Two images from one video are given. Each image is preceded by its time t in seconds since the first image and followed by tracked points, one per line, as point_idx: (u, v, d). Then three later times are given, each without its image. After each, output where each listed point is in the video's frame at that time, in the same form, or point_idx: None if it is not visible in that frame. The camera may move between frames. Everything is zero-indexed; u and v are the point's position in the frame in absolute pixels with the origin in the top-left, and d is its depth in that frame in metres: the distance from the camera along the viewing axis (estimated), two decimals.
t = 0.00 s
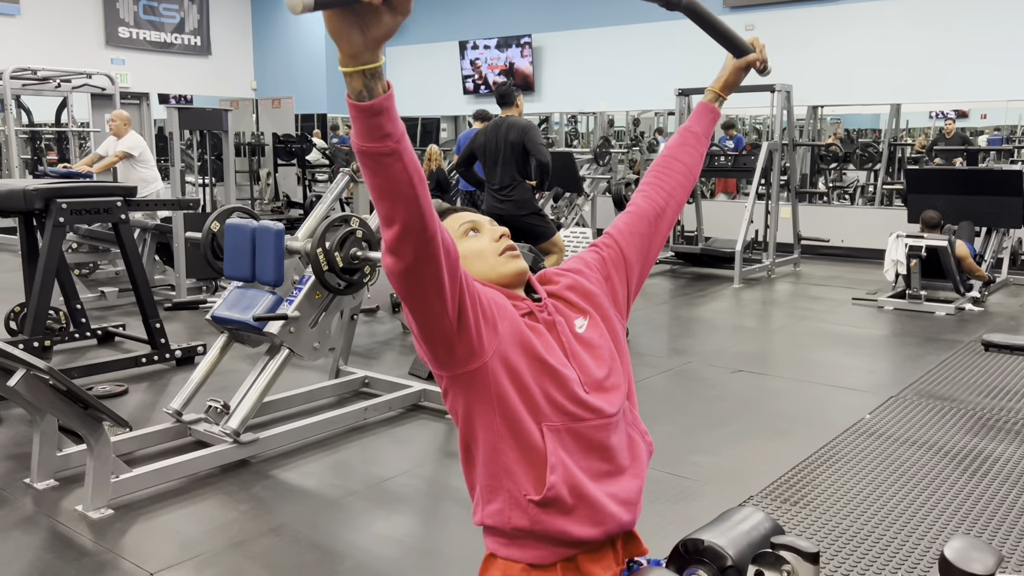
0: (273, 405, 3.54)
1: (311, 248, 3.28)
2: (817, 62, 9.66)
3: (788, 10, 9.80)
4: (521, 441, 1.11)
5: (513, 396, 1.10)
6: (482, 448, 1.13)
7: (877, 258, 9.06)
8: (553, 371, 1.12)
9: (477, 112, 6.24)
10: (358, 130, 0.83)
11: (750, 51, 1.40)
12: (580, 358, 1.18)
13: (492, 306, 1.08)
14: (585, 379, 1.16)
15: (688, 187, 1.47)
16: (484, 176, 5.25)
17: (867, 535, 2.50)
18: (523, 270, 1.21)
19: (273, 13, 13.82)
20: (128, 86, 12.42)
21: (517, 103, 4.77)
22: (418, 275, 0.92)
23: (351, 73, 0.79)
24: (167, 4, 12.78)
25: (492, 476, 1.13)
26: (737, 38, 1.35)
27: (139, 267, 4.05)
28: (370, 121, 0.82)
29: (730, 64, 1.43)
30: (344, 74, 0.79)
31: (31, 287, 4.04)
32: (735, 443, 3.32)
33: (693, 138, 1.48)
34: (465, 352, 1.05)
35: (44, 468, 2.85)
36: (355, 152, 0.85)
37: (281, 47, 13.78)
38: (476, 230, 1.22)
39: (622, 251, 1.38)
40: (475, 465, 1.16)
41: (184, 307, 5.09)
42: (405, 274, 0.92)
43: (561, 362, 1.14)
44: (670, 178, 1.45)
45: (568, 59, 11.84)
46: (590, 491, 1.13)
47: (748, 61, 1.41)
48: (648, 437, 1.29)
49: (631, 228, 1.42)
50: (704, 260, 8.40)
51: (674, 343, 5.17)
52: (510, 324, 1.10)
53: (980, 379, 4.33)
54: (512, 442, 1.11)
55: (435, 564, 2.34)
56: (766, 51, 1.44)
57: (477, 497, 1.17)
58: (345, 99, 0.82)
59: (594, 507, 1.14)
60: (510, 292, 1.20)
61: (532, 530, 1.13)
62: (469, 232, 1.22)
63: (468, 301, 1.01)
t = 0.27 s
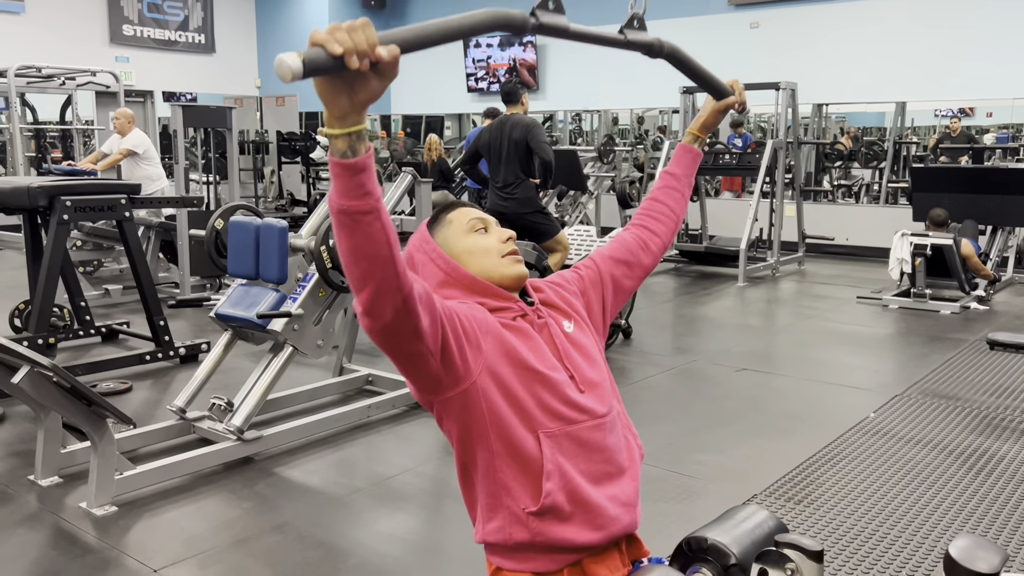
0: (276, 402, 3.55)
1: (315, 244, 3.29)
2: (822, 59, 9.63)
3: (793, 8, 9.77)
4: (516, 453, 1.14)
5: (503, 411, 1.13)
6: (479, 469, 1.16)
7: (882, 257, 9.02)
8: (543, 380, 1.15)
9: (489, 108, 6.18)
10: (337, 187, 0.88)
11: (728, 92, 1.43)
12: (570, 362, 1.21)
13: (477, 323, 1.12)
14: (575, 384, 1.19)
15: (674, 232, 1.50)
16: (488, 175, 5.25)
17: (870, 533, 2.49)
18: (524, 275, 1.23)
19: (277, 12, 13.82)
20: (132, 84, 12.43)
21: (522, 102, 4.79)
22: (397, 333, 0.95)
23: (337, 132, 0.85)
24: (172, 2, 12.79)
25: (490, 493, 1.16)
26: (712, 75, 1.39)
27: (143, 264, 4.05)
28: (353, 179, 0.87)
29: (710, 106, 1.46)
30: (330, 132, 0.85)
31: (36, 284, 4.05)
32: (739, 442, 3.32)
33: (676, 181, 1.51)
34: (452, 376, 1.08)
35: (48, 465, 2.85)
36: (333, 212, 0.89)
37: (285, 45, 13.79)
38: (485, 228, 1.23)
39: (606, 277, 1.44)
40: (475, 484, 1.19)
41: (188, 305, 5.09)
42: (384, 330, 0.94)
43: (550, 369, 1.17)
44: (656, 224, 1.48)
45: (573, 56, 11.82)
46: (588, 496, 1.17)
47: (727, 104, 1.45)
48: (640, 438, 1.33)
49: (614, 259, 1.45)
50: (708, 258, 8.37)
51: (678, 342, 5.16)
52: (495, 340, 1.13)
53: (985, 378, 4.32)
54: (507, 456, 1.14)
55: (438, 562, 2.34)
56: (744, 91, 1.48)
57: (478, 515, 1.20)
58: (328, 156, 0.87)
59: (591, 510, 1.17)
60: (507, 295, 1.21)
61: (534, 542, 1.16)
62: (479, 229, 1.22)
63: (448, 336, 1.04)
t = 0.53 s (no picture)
0: (279, 400, 3.55)
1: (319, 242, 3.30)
2: (826, 58, 9.62)
3: (796, 6, 9.76)
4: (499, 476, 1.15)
5: (480, 446, 1.16)
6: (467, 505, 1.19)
7: (887, 255, 8.99)
8: (518, 397, 1.18)
9: (494, 107, 6.18)
10: (307, 348, 0.95)
11: (704, 192, 1.43)
12: (542, 375, 1.24)
13: (442, 363, 1.16)
14: (550, 395, 1.22)
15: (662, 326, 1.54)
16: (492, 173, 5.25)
17: (873, 532, 2.48)
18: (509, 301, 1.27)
19: (280, 10, 13.83)
20: (136, 82, 12.46)
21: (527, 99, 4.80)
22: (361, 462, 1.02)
23: (314, 298, 0.92)
24: None
25: (480, 523, 1.17)
26: (689, 182, 1.39)
27: (147, 262, 4.06)
28: (323, 340, 0.94)
29: (687, 205, 1.48)
30: (307, 297, 0.92)
31: (40, 282, 4.06)
32: (743, 440, 3.31)
33: (659, 279, 1.54)
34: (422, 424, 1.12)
35: (53, 462, 2.86)
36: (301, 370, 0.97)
37: (288, 43, 13.79)
38: (488, 243, 1.24)
39: (591, 327, 1.47)
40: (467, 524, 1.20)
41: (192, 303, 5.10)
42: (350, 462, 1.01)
43: (523, 384, 1.20)
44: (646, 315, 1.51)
45: (576, 55, 11.81)
46: (577, 503, 1.18)
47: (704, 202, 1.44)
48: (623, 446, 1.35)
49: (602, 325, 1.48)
50: (712, 257, 8.35)
51: (682, 340, 5.15)
52: (462, 373, 1.17)
53: (990, 377, 4.30)
54: (491, 480, 1.15)
55: (442, 559, 2.34)
56: (723, 190, 1.47)
57: (473, 546, 1.20)
58: (301, 318, 0.94)
59: (579, 516, 1.17)
60: (486, 314, 1.24)
61: (529, 561, 1.16)
62: (483, 243, 1.23)
63: (406, 405, 1.09)
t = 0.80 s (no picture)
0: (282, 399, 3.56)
1: (322, 241, 3.30)
2: (829, 57, 9.61)
3: (799, 4, 9.75)
4: (489, 492, 1.15)
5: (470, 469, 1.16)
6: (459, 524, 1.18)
7: (889, 254, 8.98)
8: (503, 412, 1.18)
9: (493, 105, 6.16)
10: (303, 498, 0.94)
11: (667, 307, 1.51)
12: (530, 388, 1.24)
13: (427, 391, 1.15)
14: (538, 407, 1.22)
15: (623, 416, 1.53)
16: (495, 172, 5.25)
17: (875, 532, 2.48)
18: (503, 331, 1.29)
19: (283, 9, 13.85)
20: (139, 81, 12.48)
21: (530, 98, 4.81)
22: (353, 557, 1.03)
23: (305, 462, 0.91)
24: None
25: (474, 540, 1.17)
26: (653, 298, 1.47)
27: (150, 261, 4.06)
28: (317, 493, 0.93)
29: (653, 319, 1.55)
30: (299, 462, 0.91)
31: (43, 280, 4.06)
32: (745, 440, 3.31)
33: (620, 378, 1.55)
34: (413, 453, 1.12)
35: (55, 461, 2.86)
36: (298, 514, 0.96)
37: (291, 42, 13.81)
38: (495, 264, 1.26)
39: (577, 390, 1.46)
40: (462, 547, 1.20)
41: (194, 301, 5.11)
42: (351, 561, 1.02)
43: (509, 399, 1.20)
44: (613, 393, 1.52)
45: (578, 54, 11.81)
46: (566, 512, 1.17)
47: (668, 316, 1.52)
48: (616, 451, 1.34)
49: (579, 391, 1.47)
50: (714, 256, 8.35)
51: (684, 339, 5.15)
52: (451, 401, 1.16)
53: (992, 377, 4.30)
54: (481, 495, 1.15)
55: (445, 557, 2.34)
56: (688, 305, 1.54)
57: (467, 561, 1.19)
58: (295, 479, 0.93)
59: (570, 525, 1.16)
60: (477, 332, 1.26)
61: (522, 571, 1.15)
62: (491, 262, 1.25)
63: (395, 465, 1.10)
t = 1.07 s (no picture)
0: (283, 398, 3.56)
1: (323, 239, 3.30)
2: (831, 56, 9.60)
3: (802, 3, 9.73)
4: (490, 498, 1.15)
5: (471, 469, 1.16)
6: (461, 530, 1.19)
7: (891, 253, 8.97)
8: (505, 418, 1.18)
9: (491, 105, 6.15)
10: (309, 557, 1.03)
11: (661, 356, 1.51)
12: (534, 393, 1.24)
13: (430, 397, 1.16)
14: (541, 412, 1.22)
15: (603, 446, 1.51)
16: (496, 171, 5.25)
17: (878, 532, 2.47)
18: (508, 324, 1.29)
19: (285, 8, 13.85)
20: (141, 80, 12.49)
21: (532, 98, 4.81)
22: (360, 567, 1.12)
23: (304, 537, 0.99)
24: None
25: (473, 544, 1.17)
26: (647, 349, 1.49)
27: (152, 259, 4.06)
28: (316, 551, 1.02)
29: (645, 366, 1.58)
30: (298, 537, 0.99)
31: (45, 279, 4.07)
32: (747, 439, 3.31)
33: (607, 414, 1.54)
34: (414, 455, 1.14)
35: (57, 459, 2.87)
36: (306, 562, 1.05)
37: (293, 42, 13.81)
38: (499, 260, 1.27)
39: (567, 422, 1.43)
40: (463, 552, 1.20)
41: (196, 300, 5.12)
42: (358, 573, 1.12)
43: (511, 405, 1.20)
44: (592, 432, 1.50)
45: (580, 53, 11.81)
46: (568, 518, 1.16)
47: (661, 364, 1.53)
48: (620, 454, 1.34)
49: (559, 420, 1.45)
50: (716, 255, 8.35)
51: (686, 338, 5.15)
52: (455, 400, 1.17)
53: (994, 376, 4.30)
54: (483, 501, 1.16)
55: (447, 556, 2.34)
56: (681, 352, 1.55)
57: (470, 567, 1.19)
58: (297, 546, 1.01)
59: (572, 531, 1.16)
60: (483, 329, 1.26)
61: None
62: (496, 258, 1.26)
63: (396, 488, 1.14)
